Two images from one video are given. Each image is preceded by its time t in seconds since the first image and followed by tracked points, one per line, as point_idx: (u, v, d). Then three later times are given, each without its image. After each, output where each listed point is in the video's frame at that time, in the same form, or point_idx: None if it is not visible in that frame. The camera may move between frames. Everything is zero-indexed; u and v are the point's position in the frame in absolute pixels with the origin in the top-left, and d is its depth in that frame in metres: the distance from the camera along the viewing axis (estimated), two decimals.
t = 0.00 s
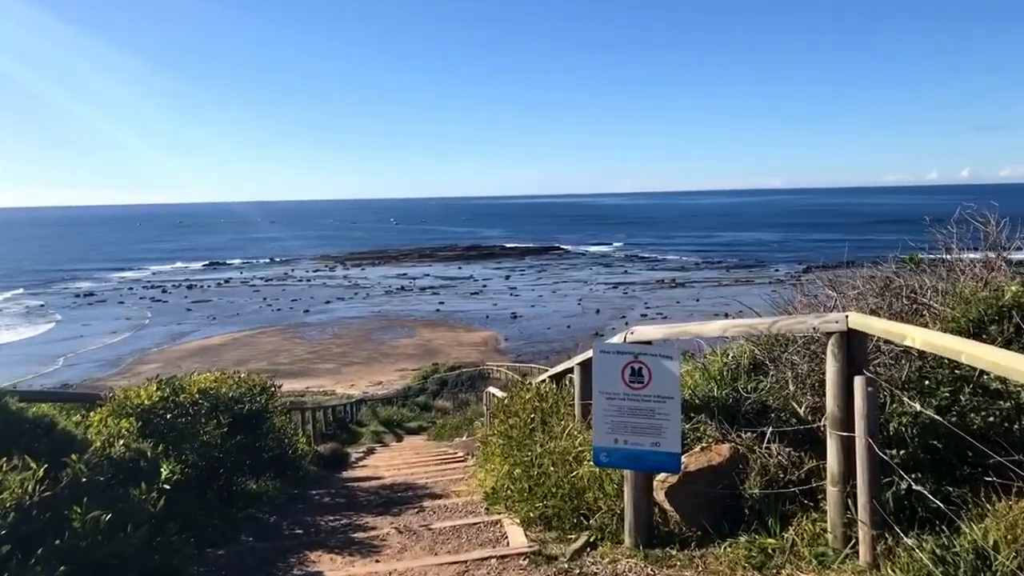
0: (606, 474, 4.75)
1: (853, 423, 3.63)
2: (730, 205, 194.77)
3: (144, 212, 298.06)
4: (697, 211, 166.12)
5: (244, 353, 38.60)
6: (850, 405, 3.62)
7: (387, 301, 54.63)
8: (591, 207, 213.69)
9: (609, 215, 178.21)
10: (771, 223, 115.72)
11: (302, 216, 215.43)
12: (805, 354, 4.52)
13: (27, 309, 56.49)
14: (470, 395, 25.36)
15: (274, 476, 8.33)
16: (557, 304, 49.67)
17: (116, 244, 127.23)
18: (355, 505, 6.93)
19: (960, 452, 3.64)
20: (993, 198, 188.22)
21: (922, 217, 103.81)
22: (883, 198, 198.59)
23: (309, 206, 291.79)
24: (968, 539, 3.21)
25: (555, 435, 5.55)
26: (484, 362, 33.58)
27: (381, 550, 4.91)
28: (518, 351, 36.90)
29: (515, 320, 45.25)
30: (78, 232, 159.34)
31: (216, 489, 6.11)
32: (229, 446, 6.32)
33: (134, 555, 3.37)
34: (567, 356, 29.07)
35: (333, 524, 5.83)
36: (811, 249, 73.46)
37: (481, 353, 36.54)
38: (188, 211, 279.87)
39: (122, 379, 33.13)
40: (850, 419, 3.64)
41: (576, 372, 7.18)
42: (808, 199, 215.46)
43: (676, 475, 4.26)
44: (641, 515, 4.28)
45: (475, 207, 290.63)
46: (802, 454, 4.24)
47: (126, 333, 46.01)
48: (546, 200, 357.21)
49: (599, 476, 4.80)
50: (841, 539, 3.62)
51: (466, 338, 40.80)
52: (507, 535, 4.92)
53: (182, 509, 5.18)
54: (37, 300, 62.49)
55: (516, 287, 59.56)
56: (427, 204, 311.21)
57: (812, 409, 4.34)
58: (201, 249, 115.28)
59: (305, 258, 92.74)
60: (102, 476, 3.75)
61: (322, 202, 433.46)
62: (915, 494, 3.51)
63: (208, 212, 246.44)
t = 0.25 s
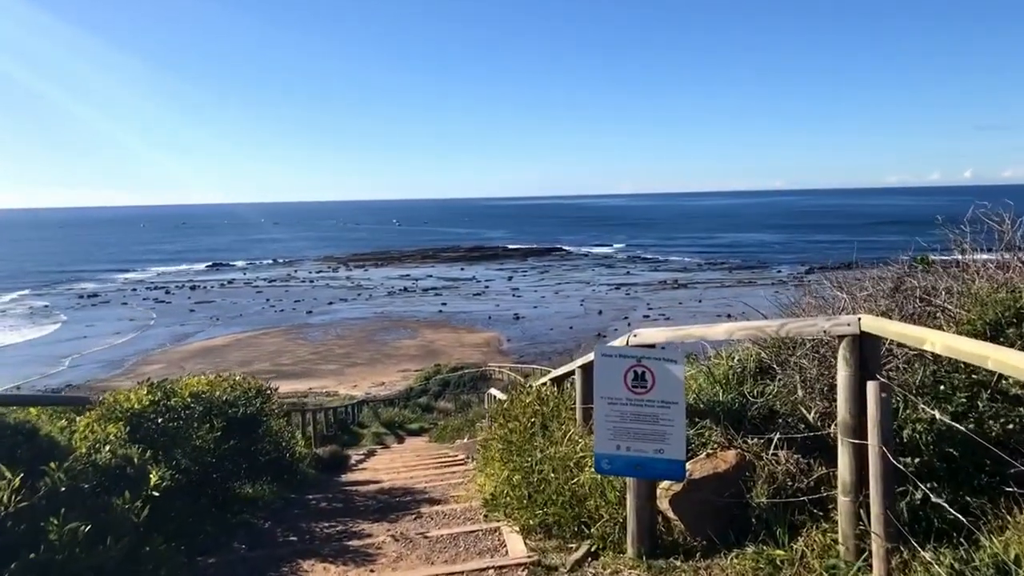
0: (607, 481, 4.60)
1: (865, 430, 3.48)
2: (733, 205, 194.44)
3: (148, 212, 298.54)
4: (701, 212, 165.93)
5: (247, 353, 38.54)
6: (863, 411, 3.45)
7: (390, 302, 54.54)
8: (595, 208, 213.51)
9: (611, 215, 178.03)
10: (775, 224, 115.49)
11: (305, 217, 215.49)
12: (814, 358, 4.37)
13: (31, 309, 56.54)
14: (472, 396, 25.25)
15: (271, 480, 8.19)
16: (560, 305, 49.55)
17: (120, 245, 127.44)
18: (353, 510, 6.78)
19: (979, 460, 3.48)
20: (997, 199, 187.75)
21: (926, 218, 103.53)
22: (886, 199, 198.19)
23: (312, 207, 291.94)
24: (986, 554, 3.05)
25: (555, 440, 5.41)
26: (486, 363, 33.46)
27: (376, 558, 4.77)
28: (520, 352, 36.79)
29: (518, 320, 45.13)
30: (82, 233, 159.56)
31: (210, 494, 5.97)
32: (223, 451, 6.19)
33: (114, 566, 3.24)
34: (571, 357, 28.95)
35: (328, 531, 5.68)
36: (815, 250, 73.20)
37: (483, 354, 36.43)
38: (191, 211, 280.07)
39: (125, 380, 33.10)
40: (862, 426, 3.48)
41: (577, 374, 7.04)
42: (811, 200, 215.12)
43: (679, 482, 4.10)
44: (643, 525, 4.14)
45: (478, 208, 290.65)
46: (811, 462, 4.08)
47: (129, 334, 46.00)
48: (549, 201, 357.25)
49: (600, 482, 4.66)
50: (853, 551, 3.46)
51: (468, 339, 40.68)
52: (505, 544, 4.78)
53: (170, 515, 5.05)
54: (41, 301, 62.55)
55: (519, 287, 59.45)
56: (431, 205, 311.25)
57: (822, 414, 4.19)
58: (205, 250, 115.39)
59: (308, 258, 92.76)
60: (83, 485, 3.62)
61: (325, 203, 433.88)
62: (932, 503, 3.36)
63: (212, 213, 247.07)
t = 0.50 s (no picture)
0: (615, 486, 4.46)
1: (884, 436, 3.33)
2: (742, 205, 193.71)
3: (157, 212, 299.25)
4: (709, 212, 165.40)
5: (255, 353, 38.51)
6: (881, 418, 3.31)
7: (398, 302, 54.46)
8: (602, 208, 212.99)
9: (619, 215, 177.56)
10: (784, 224, 115.02)
11: (313, 217, 215.49)
12: (830, 360, 4.23)
13: (41, 309, 56.67)
14: (480, 397, 25.10)
15: (274, 482, 8.07)
16: (568, 305, 49.38)
17: (129, 245, 127.63)
18: (356, 513, 6.65)
19: (1005, 468, 3.33)
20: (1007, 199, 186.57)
21: (936, 217, 102.91)
22: (895, 198, 197.19)
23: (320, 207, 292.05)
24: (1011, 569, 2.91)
25: (560, 444, 5.27)
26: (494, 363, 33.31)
27: (377, 566, 4.65)
28: (528, 352, 36.63)
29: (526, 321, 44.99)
30: (91, 232, 159.93)
31: (211, 497, 5.87)
32: (222, 454, 6.09)
33: None
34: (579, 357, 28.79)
35: (330, 536, 5.56)
36: (824, 251, 72.82)
37: (491, 355, 36.30)
38: (200, 211, 280.53)
39: (134, 380, 33.11)
40: (880, 432, 3.34)
41: (583, 376, 6.90)
42: (819, 200, 214.17)
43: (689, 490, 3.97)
44: (652, 534, 4.00)
45: (486, 208, 290.38)
46: (826, 468, 3.95)
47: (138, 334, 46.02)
48: (557, 201, 357.00)
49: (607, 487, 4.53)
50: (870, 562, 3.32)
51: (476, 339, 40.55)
52: (510, 552, 4.64)
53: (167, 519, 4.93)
54: (50, 300, 62.68)
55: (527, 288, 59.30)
56: (438, 205, 311.04)
57: (837, 420, 4.04)
58: (214, 249, 115.48)
59: (316, 258, 92.76)
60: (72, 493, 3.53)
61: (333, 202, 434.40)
62: (954, 512, 3.21)
63: (222, 213, 247.88)
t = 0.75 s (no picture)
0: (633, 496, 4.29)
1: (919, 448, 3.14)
2: (759, 205, 192.40)
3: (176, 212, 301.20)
4: (726, 211, 164.42)
5: (273, 352, 38.54)
6: (916, 426, 3.13)
7: (415, 301, 54.38)
8: (619, 207, 212.19)
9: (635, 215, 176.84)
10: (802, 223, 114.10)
11: (329, 216, 216.02)
12: (857, 367, 4.05)
13: (61, 308, 57.09)
14: (496, 396, 24.94)
15: (286, 485, 7.95)
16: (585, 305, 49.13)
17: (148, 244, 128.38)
18: (367, 520, 6.52)
19: None
20: None
21: (958, 217, 101.65)
22: (915, 197, 195.16)
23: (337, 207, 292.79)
24: None
25: (576, 451, 5.11)
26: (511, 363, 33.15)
27: None
28: (544, 352, 36.43)
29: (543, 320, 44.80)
30: (111, 232, 161.11)
31: (220, 502, 5.76)
32: (230, 457, 5.97)
33: None
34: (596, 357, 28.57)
35: (339, 543, 5.44)
36: (843, 250, 72.11)
37: (507, 354, 36.14)
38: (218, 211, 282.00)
39: (152, 378, 33.22)
40: (915, 444, 3.15)
41: (599, 380, 6.73)
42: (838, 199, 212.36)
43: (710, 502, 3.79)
44: (672, 548, 3.83)
45: (502, 208, 290.08)
46: (856, 480, 3.76)
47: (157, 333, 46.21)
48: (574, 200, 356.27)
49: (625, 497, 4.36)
50: None
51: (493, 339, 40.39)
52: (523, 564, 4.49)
53: (172, 526, 4.81)
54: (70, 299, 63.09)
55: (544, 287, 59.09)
56: (455, 205, 311.11)
57: (866, 429, 3.87)
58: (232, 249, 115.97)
59: (333, 258, 92.91)
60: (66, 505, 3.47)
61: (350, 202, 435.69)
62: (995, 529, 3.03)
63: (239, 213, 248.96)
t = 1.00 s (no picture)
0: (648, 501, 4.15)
1: (951, 454, 3.00)
2: (771, 205, 191.63)
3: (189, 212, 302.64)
4: (737, 212, 163.90)
5: (284, 352, 38.55)
6: (948, 432, 2.98)
7: (426, 301, 54.33)
8: (630, 208, 211.66)
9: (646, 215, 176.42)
10: (814, 224, 113.54)
11: (341, 217, 216.40)
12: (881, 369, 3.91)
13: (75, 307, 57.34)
14: (507, 396, 24.84)
15: (294, 486, 7.84)
16: (596, 305, 48.96)
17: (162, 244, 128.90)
18: (376, 522, 6.41)
19: None
20: None
21: (973, 217, 100.95)
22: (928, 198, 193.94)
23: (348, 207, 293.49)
24: None
25: (588, 455, 4.98)
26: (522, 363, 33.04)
27: None
28: (555, 352, 36.31)
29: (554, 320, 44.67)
30: (125, 232, 161.95)
31: (227, 503, 5.66)
32: (236, 458, 5.87)
33: None
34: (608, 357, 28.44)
35: (347, 547, 5.32)
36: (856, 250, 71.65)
37: (518, 354, 36.03)
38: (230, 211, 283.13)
39: (164, 377, 33.27)
40: (946, 450, 3.02)
41: (611, 382, 6.59)
42: (850, 199, 211.27)
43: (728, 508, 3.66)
44: (689, 556, 3.69)
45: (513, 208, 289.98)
46: (881, 486, 3.62)
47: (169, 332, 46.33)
48: (585, 200, 355.97)
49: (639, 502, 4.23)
50: None
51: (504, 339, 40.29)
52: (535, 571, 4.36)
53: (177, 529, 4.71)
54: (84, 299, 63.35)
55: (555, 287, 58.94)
56: (466, 205, 311.31)
57: (892, 434, 3.73)
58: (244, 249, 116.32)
59: (345, 258, 93.01)
60: (63, 509, 3.38)
61: (361, 202, 436.72)
62: None
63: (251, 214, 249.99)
